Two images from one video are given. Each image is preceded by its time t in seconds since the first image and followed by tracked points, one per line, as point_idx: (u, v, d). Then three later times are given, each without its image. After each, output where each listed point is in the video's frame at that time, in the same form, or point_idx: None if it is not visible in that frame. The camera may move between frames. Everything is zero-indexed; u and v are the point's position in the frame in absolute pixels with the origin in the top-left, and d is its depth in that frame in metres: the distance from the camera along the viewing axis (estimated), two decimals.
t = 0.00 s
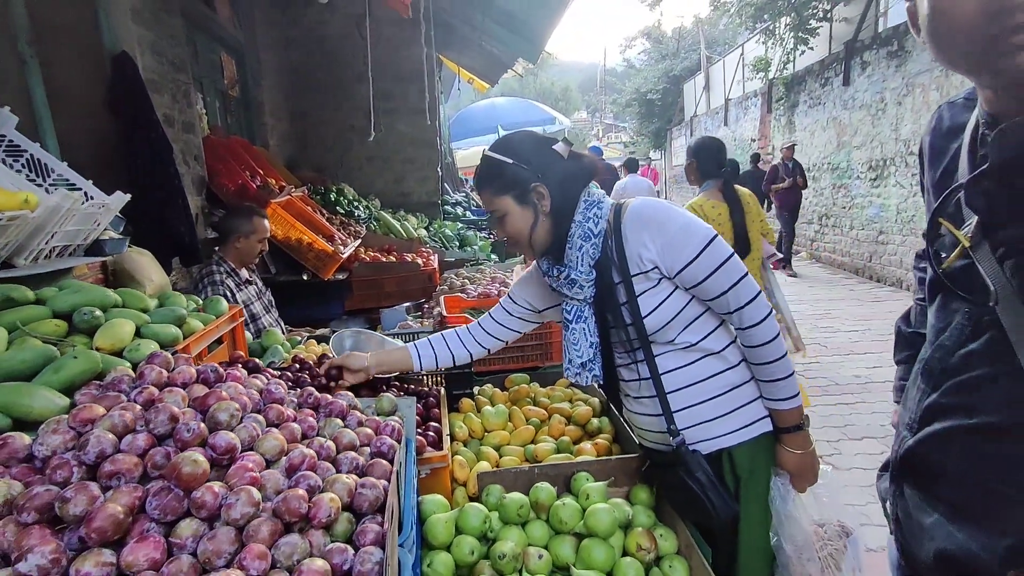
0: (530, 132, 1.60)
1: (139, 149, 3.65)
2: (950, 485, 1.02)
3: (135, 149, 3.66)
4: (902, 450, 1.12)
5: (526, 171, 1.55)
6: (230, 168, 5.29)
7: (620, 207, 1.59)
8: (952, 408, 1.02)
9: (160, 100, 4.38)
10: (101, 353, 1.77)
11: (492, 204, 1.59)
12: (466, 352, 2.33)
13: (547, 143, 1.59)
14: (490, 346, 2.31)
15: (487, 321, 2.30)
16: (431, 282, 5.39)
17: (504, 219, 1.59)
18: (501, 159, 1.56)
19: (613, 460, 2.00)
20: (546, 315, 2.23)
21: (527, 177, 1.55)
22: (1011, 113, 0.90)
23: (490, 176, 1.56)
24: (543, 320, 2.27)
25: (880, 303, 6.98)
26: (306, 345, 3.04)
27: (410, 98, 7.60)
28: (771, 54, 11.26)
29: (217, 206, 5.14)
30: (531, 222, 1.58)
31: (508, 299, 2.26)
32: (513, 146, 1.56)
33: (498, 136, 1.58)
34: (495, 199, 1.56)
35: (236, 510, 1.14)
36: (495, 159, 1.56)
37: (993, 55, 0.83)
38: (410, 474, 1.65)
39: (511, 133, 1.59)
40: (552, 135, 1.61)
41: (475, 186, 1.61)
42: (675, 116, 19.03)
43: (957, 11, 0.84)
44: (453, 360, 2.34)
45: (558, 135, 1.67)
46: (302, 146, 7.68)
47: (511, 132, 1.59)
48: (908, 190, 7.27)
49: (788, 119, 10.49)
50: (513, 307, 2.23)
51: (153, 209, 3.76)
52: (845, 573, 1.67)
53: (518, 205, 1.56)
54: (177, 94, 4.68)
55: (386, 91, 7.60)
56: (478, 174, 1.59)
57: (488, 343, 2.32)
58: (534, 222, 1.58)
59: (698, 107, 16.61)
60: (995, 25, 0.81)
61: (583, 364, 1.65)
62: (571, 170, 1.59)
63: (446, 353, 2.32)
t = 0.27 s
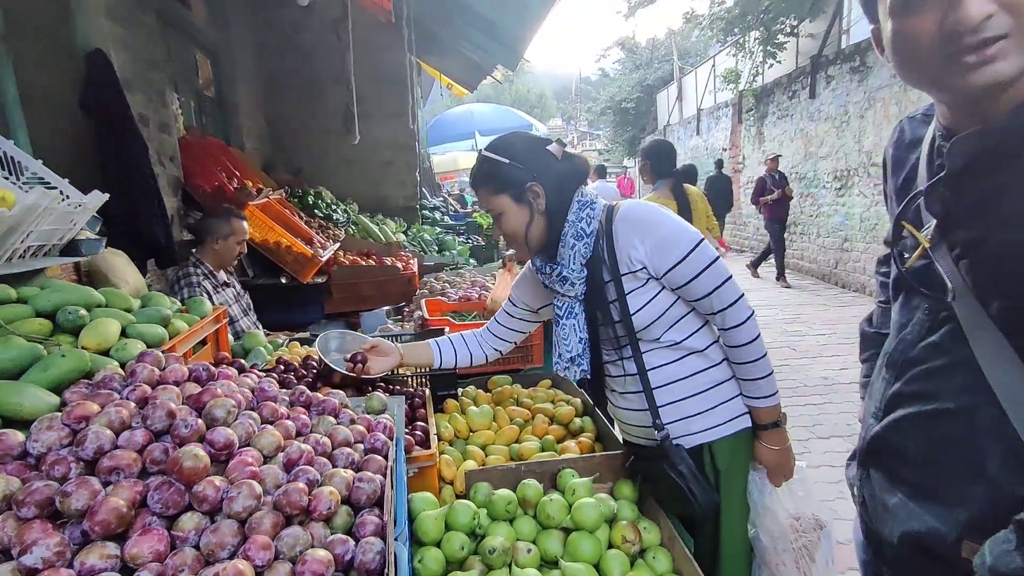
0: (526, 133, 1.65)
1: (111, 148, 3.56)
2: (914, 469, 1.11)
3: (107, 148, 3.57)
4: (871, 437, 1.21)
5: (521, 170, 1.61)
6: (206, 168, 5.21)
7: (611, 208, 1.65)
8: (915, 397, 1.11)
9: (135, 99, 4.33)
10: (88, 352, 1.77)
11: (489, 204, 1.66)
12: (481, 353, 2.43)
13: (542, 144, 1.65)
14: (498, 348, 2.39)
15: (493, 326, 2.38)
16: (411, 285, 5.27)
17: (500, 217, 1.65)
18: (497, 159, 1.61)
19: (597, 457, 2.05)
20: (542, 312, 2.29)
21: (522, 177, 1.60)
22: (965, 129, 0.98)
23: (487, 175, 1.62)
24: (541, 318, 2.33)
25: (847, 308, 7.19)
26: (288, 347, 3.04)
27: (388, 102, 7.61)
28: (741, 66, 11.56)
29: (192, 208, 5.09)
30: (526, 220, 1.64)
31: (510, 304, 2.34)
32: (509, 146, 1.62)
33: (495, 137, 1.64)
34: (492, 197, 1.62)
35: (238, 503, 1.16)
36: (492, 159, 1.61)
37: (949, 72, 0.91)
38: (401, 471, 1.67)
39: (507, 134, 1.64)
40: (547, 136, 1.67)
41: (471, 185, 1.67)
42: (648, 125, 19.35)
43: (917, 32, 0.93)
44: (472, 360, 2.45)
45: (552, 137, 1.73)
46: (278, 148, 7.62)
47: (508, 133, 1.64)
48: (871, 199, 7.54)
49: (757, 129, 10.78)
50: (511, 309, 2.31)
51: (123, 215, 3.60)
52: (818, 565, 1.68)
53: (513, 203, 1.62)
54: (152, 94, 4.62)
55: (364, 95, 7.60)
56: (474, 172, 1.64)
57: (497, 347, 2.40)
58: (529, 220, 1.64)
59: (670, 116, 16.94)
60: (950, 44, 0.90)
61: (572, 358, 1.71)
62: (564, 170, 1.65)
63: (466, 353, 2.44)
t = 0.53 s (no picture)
0: (529, 131, 1.72)
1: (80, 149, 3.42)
2: (879, 451, 1.16)
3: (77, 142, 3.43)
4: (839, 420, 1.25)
5: (525, 167, 1.67)
6: (178, 169, 5.12)
7: (610, 208, 1.72)
8: (883, 385, 1.14)
9: (106, 98, 4.25)
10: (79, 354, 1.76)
11: (493, 199, 1.72)
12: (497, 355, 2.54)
13: (543, 143, 1.71)
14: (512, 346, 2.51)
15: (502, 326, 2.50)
16: (390, 289, 5.22)
17: (503, 212, 1.72)
18: (501, 156, 1.68)
19: (584, 454, 2.11)
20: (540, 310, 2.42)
21: (525, 174, 1.67)
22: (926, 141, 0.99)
23: (491, 172, 1.68)
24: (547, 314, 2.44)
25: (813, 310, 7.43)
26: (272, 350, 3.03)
27: (363, 105, 7.59)
28: (710, 75, 11.83)
29: (165, 210, 5.02)
30: (528, 215, 1.71)
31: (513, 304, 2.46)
32: (514, 144, 1.69)
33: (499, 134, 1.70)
34: (495, 193, 1.69)
35: (249, 499, 1.19)
36: (496, 155, 1.68)
37: (907, 90, 0.95)
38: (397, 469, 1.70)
39: (511, 132, 1.71)
40: (549, 135, 1.73)
41: (475, 180, 1.74)
42: (619, 131, 19.61)
43: (880, 55, 0.97)
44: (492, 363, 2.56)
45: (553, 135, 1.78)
46: (251, 150, 7.52)
47: (512, 131, 1.71)
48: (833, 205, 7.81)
49: (725, 136, 11.04)
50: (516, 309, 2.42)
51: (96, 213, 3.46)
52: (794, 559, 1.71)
53: (516, 199, 1.69)
54: (123, 93, 4.55)
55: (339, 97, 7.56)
56: (478, 168, 1.71)
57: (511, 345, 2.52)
58: (530, 216, 1.71)
59: (641, 123, 17.21)
60: (910, 66, 0.93)
61: (566, 350, 1.78)
62: (565, 168, 1.71)
63: (485, 357, 2.55)
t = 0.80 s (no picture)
0: (532, 129, 1.85)
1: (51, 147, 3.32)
2: (848, 432, 1.38)
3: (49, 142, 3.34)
4: (818, 406, 1.45)
5: (528, 161, 1.80)
6: (150, 169, 5.07)
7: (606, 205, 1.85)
8: (852, 370, 1.37)
9: (75, 94, 4.17)
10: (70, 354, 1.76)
11: (495, 192, 1.84)
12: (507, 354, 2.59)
13: (545, 140, 1.85)
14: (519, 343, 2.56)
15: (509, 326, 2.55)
16: (369, 291, 5.21)
17: (505, 205, 1.84)
18: (506, 151, 1.80)
19: (569, 447, 2.18)
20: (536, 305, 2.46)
21: (528, 167, 1.80)
22: (894, 148, 1.26)
23: (496, 165, 1.80)
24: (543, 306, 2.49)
25: (780, 309, 7.67)
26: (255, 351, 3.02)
27: (338, 106, 7.57)
28: (680, 80, 12.08)
29: (137, 210, 4.93)
30: (528, 208, 1.84)
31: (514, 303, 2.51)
32: (517, 140, 1.82)
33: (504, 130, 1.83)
34: (499, 186, 1.81)
35: (257, 490, 1.22)
36: (501, 150, 1.80)
37: (879, 100, 1.19)
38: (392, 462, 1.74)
39: (515, 129, 1.84)
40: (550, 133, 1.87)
41: (479, 173, 1.85)
42: (592, 134, 19.82)
43: (853, 67, 1.19)
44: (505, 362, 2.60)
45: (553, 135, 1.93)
46: (224, 149, 7.40)
47: (515, 128, 1.84)
48: (799, 207, 8.07)
49: (696, 140, 11.28)
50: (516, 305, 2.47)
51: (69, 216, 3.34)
52: (767, 546, 1.86)
53: (518, 191, 1.81)
54: (92, 90, 4.46)
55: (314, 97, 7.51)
56: (483, 162, 1.83)
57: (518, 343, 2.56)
58: (531, 208, 1.84)
59: (613, 127, 17.43)
60: (877, 78, 1.16)
61: (559, 338, 1.87)
62: (565, 164, 1.85)
63: (497, 358, 2.60)
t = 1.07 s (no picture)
0: (522, 129, 1.94)
1: (12, 141, 2.95)
2: (813, 419, 1.47)
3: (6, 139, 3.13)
4: (786, 394, 1.55)
5: (518, 160, 1.89)
6: (115, 167, 4.89)
7: (594, 206, 1.96)
8: (817, 360, 1.46)
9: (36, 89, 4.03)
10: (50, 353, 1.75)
11: (487, 189, 1.93)
12: (490, 347, 2.64)
13: (535, 139, 1.94)
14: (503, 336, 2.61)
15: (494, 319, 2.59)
16: (343, 293, 5.04)
17: (497, 202, 1.94)
18: (497, 149, 1.89)
19: (549, 443, 2.23)
20: (523, 299, 2.51)
21: (519, 166, 1.89)
22: (857, 155, 1.37)
23: (487, 164, 1.90)
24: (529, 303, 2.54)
25: (745, 311, 7.89)
26: (231, 353, 2.99)
27: (308, 106, 7.51)
28: (648, 87, 12.31)
29: (100, 210, 4.81)
30: (518, 205, 1.94)
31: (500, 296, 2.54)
32: (508, 139, 1.91)
33: (496, 129, 1.92)
34: (490, 184, 1.90)
35: (253, 483, 1.25)
36: (492, 149, 1.89)
37: (842, 109, 1.28)
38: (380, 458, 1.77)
39: (506, 129, 1.93)
40: (539, 133, 1.96)
41: (471, 170, 1.94)
42: (561, 138, 20.02)
43: (822, 77, 1.28)
44: (486, 354, 2.65)
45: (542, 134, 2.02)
46: (189, 148, 7.24)
47: (506, 128, 1.93)
48: (762, 213, 8.31)
49: (663, 146, 11.51)
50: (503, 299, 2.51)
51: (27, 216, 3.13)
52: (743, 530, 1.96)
53: (509, 188, 1.91)
54: (55, 85, 4.32)
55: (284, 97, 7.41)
56: (476, 160, 1.92)
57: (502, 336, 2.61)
58: (521, 205, 1.94)
59: (582, 132, 17.65)
60: (843, 89, 1.25)
61: (544, 330, 1.97)
62: (554, 164, 1.94)
63: (479, 350, 2.63)
